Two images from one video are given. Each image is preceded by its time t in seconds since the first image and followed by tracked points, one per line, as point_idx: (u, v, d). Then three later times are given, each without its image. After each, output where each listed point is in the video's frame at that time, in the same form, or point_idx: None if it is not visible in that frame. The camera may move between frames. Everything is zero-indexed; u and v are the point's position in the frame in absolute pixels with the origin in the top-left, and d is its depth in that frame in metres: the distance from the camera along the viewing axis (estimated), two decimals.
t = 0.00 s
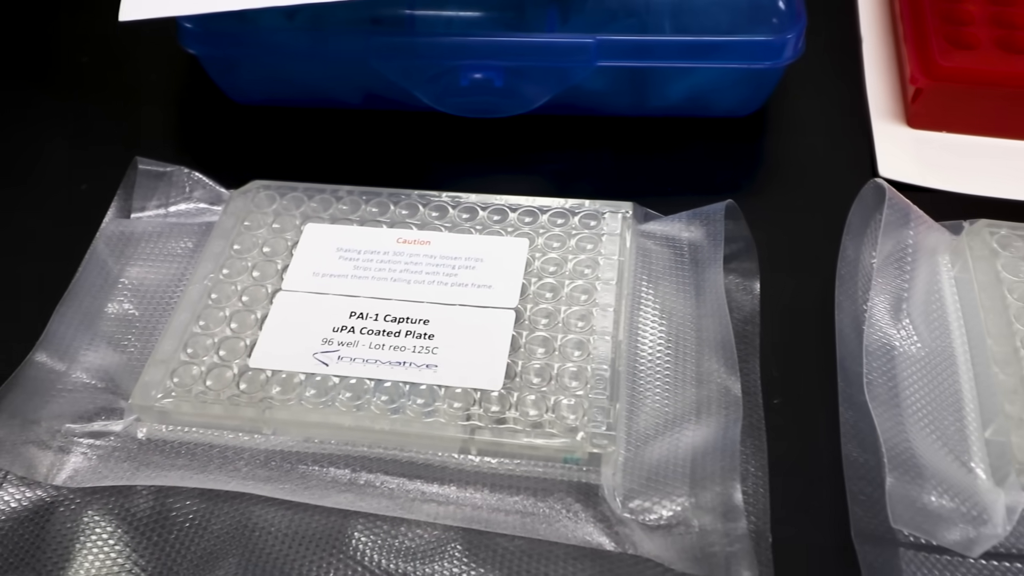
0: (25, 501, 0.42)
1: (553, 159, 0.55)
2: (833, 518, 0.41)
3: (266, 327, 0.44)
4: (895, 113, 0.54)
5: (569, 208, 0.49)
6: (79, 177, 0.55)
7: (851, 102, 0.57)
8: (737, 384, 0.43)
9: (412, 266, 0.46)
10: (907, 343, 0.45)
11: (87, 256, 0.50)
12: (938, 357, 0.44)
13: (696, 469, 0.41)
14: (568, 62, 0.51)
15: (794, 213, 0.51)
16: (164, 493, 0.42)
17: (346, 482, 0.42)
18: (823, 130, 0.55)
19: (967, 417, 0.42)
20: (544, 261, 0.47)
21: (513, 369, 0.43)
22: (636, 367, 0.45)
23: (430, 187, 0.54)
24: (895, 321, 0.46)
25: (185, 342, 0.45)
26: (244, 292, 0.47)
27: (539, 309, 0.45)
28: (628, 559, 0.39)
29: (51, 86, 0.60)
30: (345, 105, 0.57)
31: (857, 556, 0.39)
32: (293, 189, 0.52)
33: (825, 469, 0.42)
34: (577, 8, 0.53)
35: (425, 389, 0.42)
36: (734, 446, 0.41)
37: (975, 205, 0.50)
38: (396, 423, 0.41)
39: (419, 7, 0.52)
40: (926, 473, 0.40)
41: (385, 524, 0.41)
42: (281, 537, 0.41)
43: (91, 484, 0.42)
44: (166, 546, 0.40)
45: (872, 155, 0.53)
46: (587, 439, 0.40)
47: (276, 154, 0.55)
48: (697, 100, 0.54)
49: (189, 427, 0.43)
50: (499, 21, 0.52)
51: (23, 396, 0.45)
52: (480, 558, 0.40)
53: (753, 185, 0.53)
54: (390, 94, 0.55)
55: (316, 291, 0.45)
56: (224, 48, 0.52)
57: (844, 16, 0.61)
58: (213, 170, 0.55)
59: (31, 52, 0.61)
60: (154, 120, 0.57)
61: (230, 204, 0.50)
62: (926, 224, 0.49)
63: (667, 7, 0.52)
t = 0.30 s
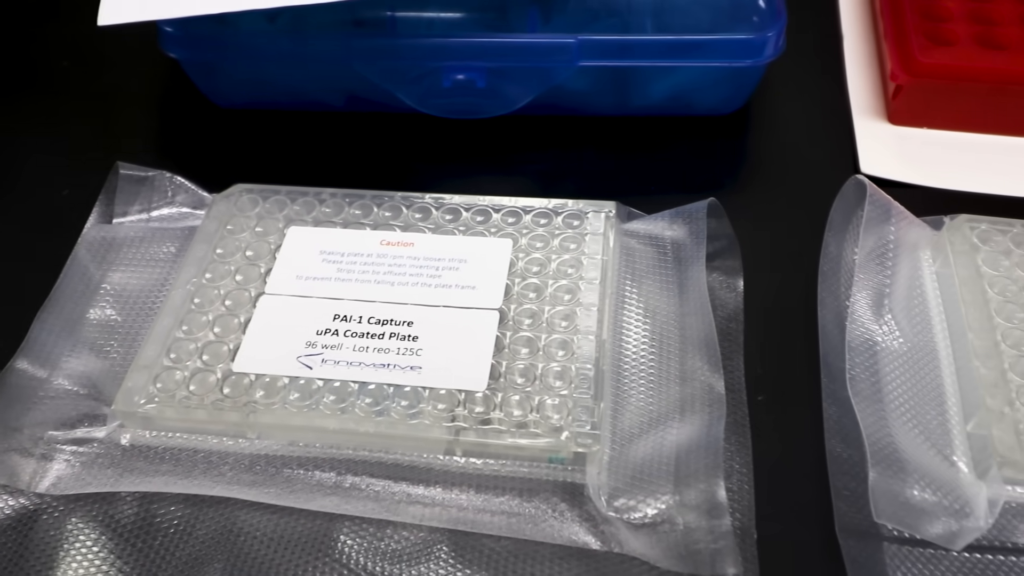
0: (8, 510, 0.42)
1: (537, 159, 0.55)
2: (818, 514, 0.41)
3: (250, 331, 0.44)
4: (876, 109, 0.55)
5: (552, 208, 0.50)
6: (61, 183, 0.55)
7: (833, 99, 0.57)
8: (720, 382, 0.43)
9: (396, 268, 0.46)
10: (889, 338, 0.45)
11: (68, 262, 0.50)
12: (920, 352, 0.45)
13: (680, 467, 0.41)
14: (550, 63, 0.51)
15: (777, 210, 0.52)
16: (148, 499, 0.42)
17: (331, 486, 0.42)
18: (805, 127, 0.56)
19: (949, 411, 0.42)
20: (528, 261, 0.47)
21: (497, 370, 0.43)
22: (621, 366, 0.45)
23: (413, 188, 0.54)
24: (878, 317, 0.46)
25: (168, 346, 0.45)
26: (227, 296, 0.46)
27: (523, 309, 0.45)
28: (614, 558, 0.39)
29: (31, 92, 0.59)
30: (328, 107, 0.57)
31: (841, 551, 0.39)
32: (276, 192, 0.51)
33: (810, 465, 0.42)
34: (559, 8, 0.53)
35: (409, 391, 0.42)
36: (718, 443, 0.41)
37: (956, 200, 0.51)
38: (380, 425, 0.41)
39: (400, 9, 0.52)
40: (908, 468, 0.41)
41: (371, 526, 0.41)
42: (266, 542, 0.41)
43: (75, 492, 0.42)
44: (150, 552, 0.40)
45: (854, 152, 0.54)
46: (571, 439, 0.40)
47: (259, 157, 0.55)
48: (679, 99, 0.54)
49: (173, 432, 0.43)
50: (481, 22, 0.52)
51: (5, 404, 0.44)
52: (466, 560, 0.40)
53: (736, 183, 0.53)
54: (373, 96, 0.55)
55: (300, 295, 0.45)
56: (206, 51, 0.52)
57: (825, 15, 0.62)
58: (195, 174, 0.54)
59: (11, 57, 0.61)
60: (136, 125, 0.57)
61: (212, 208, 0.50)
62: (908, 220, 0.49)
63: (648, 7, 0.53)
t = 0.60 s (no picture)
0: None
1: (520, 159, 0.55)
2: (801, 509, 0.41)
3: (232, 336, 0.44)
4: (856, 105, 0.55)
5: (534, 208, 0.50)
6: (41, 190, 0.54)
7: (813, 96, 0.57)
8: (703, 379, 0.43)
9: (378, 270, 0.46)
10: (871, 334, 0.45)
11: (48, 269, 0.49)
12: (901, 347, 0.45)
13: (664, 465, 0.41)
14: (530, 63, 0.51)
15: (759, 208, 0.52)
16: (131, 505, 0.42)
17: (315, 489, 0.42)
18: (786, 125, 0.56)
19: (931, 405, 0.42)
20: (510, 261, 0.47)
21: (480, 371, 0.43)
22: (604, 365, 0.45)
23: (396, 190, 0.54)
24: (858, 312, 0.46)
25: (150, 352, 0.44)
26: (208, 301, 0.46)
27: (506, 309, 0.45)
28: (599, 557, 0.39)
29: (10, 98, 0.59)
30: (310, 110, 0.57)
31: (825, 546, 0.40)
32: (257, 196, 0.51)
33: (793, 461, 0.43)
34: (539, 9, 0.53)
35: (392, 393, 0.42)
36: (701, 440, 0.41)
37: (936, 195, 0.51)
38: (364, 428, 0.41)
39: (380, 10, 0.52)
40: (890, 462, 0.41)
41: (356, 529, 0.41)
42: (251, 547, 0.41)
43: (57, 499, 0.42)
44: (134, 559, 0.40)
45: (834, 149, 0.54)
46: (555, 438, 0.40)
47: (241, 161, 0.55)
48: (661, 98, 0.54)
49: (156, 438, 0.43)
50: (462, 23, 0.52)
51: None
52: (452, 561, 0.40)
53: (717, 181, 0.53)
54: (355, 98, 0.55)
55: (282, 298, 0.45)
56: (185, 56, 0.52)
57: (805, 13, 0.62)
58: (176, 178, 0.54)
59: None
60: (116, 130, 0.57)
61: (193, 212, 0.50)
62: (887, 215, 0.49)
63: (628, 6, 0.53)
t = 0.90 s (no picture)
0: None
1: (505, 160, 0.55)
2: (787, 506, 0.41)
3: (216, 340, 0.44)
4: (839, 103, 0.55)
5: (518, 208, 0.50)
6: (23, 195, 0.54)
7: (796, 94, 0.57)
8: (688, 377, 0.43)
9: (363, 272, 0.46)
10: (855, 330, 0.46)
11: (30, 275, 0.49)
12: (885, 343, 0.45)
13: (649, 463, 0.41)
14: (513, 63, 0.51)
15: (743, 205, 0.52)
16: (116, 512, 0.42)
17: (302, 493, 0.42)
18: (770, 122, 0.56)
19: (914, 400, 0.43)
20: (495, 262, 0.47)
21: (466, 372, 0.43)
22: (590, 365, 0.45)
23: (380, 192, 0.54)
24: (843, 309, 0.46)
25: (134, 357, 0.44)
26: (192, 305, 0.46)
27: (491, 310, 0.45)
28: (586, 556, 0.39)
29: None
30: (295, 113, 0.57)
31: (811, 542, 0.40)
32: (241, 199, 0.51)
33: (778, 457, 0.43)
34: (521, 9, 0.53)
35: (378, 395, 0.42)
36: (686, 439, 0.41)
37: (918, 191, 0.51)
38: (349, 430, 0.41)
39: (362, 12, 0.52)
40: (873, 457, 0.41)
41: (343, 532, 0.41)
42: (237, 552, 0.40)
43: (41, 507, 0.41)
44: (119, 565, 0.40)
45: (818, 146, 0.54)
46: (540, 438, 0.40)
47: (224, 164, 0.55)
48: (644, 97, 0.54)
49: (141, 444, 0.43)
50: (444, 25, 0.52)
51: None
52: (439, 562, 0.40)
53: (701, 179, 0.53)
54: (338, 101, 0.55)
55: (267, 302, 0.45)
56: (166, 59, 0.51)
57: (787, 11, 0.62)
58: (160, 182, 0.54)
59: None
60: (98, 135, 0.57)
61: (177, 216, 0.50)
62: (870, 211, 0.49)
63: (611, 6, 0.53)
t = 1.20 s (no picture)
0: None
1: (490, 160, 0.55)
2: (773, 502, 0.41)
3: (200, 344, 0.44)
4: (823, 100, 0.56)
5: (503, 208, 0.50)
6: (6, 200, 0.54)
7: (780, 92, 0.58)
8: (674, 376, 0.43)
9: (348, 275, 0.46)
10: (840, 326, 0.46)
11: (13, 281, 0.49)
12: (870, 339, 0.45)
13: (635, 462, 0.41)
14: (497, 64, 0.51)
15: (728, 204, 0.52)
16: (102, 518, 0.42)
17: (288, 496, 0.42)
18: (754, 121, 0.56)
19: (899, 395, 0.43)
20: (481, 262, 0.47)
21: (452, 373, 0.43)
22: (576, 364, 0.45)
23: (366, 194, 0.54)
24: (827, 306, 0.47)
25: (118, 362, 0.44)
26: (176, 310, 0.46)
27: (477, 311, 0.45)
28: (574, 555, 0.39)
29: None
30: (279, 116, 0.56)
31: (797, 538, 0.40)
32: (225, 202, 0.51)
33: (764, 454, 0.43)
34: (505, 10, 0.53)
35: (363, 397, 0.42)
36: (672, 437, 0.41)
37: (902, 187, 0.51)
38: (336, 433, 0.41)
39: (345, 13, 0.52)
40: (858, 453, 0.41)
41: (330, 535, 0.41)
42: (223, 557, 0.40)
43: (26, 514, 0.41)
44: (105, 572, 0.40)
45: (802, 144, 0.54)
46: (526, 438, 0.40)
47: (209, 168, 0.55)
48: (628, 96, 0.54)
49: (127, 449, 0.43)
50: (428, 25, 0.52)
51: None
52: (427, 564, 0.40)
53: (686, 178, 0.54)
54: (323, 103, 0.55)
55: (252, 305, 0.45)
56: (149, 63, 0.51)
57: (771, 11, 0.63)
58: (144, 187, 0.54)
59: None
60: (81, 139, 0.56)
61: (161, 220, 0.50)
62: (854, 208, 0.50)
63: (594, 6, 0.53)
